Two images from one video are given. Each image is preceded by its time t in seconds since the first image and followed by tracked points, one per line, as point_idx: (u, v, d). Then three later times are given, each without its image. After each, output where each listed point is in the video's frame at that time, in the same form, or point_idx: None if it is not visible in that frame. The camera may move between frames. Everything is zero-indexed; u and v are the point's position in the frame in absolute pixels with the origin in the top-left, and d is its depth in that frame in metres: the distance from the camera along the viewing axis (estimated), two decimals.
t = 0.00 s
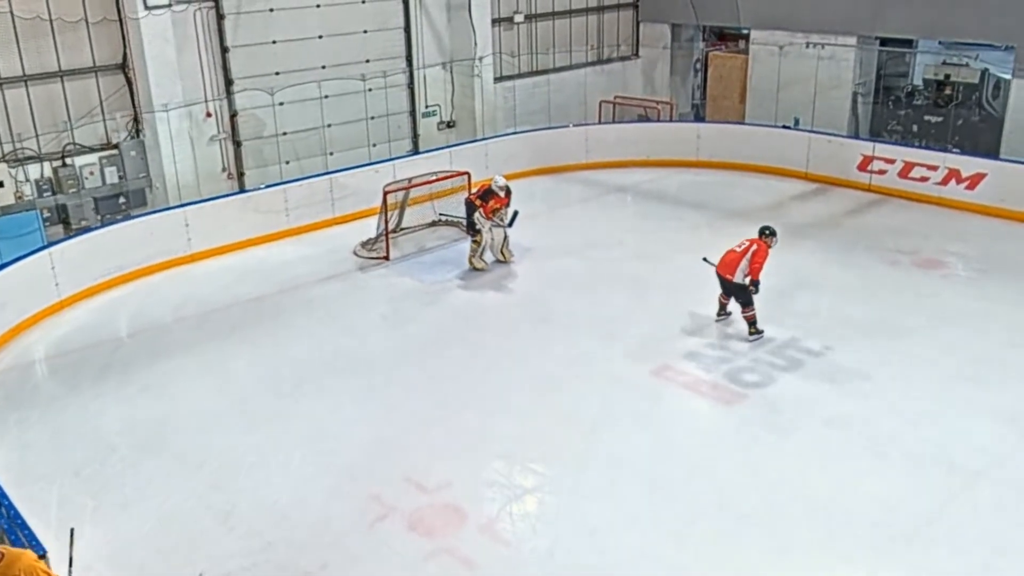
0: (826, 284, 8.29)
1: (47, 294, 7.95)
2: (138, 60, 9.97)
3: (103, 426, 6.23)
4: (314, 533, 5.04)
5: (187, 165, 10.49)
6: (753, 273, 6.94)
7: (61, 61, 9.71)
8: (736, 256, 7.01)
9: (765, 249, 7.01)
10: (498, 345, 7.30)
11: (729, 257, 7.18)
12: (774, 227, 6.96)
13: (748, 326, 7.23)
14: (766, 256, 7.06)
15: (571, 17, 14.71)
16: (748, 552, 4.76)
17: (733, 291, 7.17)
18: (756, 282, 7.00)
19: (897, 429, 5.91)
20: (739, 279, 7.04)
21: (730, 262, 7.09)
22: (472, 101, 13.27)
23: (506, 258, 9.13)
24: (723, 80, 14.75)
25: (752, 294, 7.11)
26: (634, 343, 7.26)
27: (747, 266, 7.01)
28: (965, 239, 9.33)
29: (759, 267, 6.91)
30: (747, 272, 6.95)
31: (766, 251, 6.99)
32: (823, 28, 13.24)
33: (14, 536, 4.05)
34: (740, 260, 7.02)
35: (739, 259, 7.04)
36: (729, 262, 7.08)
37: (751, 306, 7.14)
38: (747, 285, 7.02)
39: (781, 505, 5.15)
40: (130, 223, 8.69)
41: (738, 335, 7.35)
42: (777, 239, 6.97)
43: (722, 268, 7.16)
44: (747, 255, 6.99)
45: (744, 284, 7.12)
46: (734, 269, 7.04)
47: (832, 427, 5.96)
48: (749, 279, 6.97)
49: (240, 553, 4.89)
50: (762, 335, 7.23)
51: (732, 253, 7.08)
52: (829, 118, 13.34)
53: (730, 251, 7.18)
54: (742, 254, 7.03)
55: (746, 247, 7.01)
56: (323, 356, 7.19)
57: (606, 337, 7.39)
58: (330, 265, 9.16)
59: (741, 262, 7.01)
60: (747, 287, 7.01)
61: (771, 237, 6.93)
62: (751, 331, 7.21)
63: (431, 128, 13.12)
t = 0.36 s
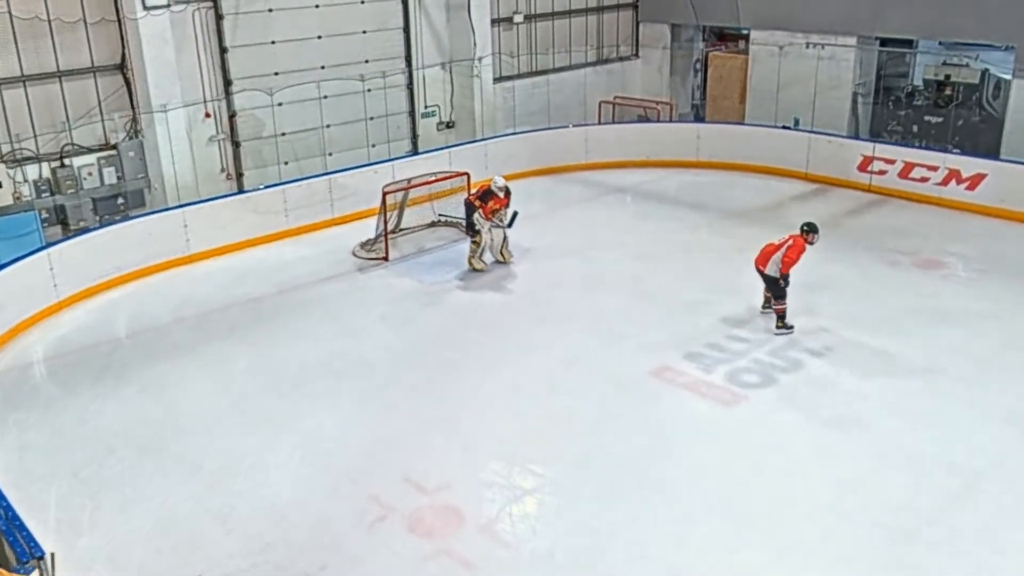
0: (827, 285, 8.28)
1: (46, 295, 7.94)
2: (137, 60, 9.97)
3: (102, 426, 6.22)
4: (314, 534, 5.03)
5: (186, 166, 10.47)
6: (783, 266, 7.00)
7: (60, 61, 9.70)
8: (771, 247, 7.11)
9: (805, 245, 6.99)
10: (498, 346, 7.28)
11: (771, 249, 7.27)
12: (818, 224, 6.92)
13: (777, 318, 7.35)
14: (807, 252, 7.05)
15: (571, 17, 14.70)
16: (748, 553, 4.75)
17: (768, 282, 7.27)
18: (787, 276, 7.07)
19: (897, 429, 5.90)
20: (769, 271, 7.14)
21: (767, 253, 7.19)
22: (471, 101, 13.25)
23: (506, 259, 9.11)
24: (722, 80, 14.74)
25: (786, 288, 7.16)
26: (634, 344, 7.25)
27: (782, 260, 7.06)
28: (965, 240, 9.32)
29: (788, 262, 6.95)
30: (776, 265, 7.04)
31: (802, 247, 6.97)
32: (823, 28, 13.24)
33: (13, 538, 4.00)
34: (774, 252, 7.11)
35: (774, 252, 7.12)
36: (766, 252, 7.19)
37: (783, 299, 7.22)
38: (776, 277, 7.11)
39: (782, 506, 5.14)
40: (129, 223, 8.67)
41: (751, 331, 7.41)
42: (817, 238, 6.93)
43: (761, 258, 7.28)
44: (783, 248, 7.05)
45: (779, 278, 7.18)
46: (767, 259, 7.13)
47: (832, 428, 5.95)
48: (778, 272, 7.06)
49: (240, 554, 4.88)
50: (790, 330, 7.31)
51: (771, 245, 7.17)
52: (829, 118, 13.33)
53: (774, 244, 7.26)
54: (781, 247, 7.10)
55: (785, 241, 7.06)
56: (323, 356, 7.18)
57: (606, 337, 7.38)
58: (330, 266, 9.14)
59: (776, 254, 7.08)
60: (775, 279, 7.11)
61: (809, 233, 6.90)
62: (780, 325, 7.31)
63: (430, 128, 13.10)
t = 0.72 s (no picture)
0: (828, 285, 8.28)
1: (46, 296, 7.94)
2: (136, 60, 9.97)
3: (102, 426, 6.21)
4: (314, 535, 5.02)
5: (186, 166, 10.46)
6: (817, 264, 7.05)
7: (60, 62, 9.70)
8: (811, 245, 7.17)
9: (844, 249, 7.01)
10: (498, 346, 7.28)
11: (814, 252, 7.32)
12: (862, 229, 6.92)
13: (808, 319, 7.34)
14: (845, 257, 7.04)
15: (571, 17, 14.71)
16: (749, 553, 4.75)
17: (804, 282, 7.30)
18: (818, 275, 7.07)
19: (897, 429, 5.90)
20: (803, 269, 7.20)
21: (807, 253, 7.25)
22: (471, 101, 13.25)
23: (506, 258, 9.10)
24: (722, 80, 14.73)
25: (817, 289, 7.16)
26: (634, 344, 7.25)
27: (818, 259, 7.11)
28: (965, 240, 9.32)
29: (823, 259, 7.00)
30: (808, 262, 7.09)
31: (842, 250, 6.99)
32: (823, 28, 13.25)
33: (13, 538, 3.99)
34: (812, 252, 7.17)
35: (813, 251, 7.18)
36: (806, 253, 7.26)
37: (815, 300, 7.20)
38: (808, 275, 7.15)
39: (783, 506, 5.14)
40: (129, 223, 8.67)
41: (752, 332, 7.40)
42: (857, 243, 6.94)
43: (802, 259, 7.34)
44: (822, 248, 7.10)
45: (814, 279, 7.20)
46: (805, 257, 7.19)
47: (833, 428, 5.95)
48: (811, 269, 7.10)
49: (240, 554, 4.88)
50: (816, 333, 7.25)
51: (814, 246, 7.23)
52: (829, 119, 13.32)
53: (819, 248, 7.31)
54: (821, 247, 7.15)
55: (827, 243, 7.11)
56: (323, 357, 7.18)
57: (606, 338, 7.38)
58: (330, 266, 9.14)
59: (814, 253, 7.13)
60: (807, 278, 7.14)
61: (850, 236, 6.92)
62: (808, 324, 7.29)
63: (430, 128, 13.09)
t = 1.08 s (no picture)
0: (828, 285, 8.28)
1: (46, 295, 7.94)
2: (137, 60, 9.98)
3: (102, 426, 6.22)
4: (315, 535, 5.02)
5: (186, 165, 10.46)
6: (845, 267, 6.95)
7: (60, 62, 9.71)
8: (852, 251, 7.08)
9: (876, 256, 6.81)
10: (499, 346, 7.28)
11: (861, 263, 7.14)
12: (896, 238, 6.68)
13: (838, 326, 7.20)
14: (876, 265, 6.83)
15: (571, 17, 14.71)
16: (748, 552, 4.76)
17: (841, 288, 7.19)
18: (844, 279, 6.95)
19: (897, 429, 5.90)
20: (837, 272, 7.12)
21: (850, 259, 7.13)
22: (471, 101, 13.26)
23: (506, 259, 9.10)
24: (722, 80, 14.74)
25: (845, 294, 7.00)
26: (634, 344, 7.25)
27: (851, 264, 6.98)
28: (965, 240, 9.32)
29: (849, 261, 6.90)
30: (838, 264, 7.02)
31: (872, 256, 6.81)
32: (822, 27, 13.26)
33: (13, 538, 4.00)
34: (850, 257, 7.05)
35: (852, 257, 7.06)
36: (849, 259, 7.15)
37: (842, 305, 7.04)
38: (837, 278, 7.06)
39: (782, 506, 5.13)
40: (129, 224, 8.68)
41: (752, 332, 7.40)
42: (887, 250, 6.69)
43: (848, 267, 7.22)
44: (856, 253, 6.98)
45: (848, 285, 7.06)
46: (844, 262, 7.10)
47: (834, 428, 5.95)
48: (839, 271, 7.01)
49: (241, 554, 4.88)
50: (840, 339, 7.15)
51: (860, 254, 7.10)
52: (830, 119, 13.32)
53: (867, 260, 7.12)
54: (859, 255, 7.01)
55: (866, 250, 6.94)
56: (323, 356, 7.18)
57: (607, 338, 7.38)
58: (330, 266, 9.14)
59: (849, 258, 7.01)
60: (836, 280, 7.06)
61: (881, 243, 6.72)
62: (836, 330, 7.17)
63: (430, 128, 13.10)
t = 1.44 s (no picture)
0: (828, 285, 8.28)
1: (46, 295, 7.95)
2: (137, 60, 9.98)
3: (103, 426, 6.22)
4: (315, 535, 5.02)
5: (187, 165, 10.47)
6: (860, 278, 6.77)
7: (61, 62, 9.71)
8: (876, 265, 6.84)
9: (885, 269, 6.57)
10: (499, 346, 7.28)
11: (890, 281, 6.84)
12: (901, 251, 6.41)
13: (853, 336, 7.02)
14: (885, 278, 6.58)
15: (571, 17, 14.71)
16: (748, 552, 4.76)
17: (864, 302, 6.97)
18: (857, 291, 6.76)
19: (897, 429, 5.90)
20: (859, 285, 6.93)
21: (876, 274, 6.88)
22: (471, 101, 13.25)
23: (505, 259, 9.10)
24: (723, 80, 14.74)
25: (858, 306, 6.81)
26: (635, 344, 7.24)
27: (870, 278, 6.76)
28: (965, 239, 9.31)
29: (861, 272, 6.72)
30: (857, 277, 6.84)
31: (881, 268, 6.58)
32: (822, 27, 13.27)
33: (13, 538, 4.00)
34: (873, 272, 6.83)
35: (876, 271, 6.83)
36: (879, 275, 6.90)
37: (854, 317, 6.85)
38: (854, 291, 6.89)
39: (783, 506, 5.13)
40: (130, 224, 8.68)
41: (752, 332, 7.40)
42: (892, 262, 6.46)
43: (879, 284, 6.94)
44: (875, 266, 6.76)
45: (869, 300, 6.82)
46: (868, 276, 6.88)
47: (834, 428, 5.94)
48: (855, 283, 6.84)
49: (241, 554, 4.88)
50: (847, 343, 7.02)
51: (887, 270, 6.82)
52: (830, 119, 13.32)
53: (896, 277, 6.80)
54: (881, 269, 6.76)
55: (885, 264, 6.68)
56: (323, 357, 7.17)
57: (607, 338, 7.38)
58: (329, 266, 9.14)
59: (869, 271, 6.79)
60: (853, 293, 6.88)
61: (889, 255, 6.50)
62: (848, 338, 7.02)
63: (430, 128, 13.10)
